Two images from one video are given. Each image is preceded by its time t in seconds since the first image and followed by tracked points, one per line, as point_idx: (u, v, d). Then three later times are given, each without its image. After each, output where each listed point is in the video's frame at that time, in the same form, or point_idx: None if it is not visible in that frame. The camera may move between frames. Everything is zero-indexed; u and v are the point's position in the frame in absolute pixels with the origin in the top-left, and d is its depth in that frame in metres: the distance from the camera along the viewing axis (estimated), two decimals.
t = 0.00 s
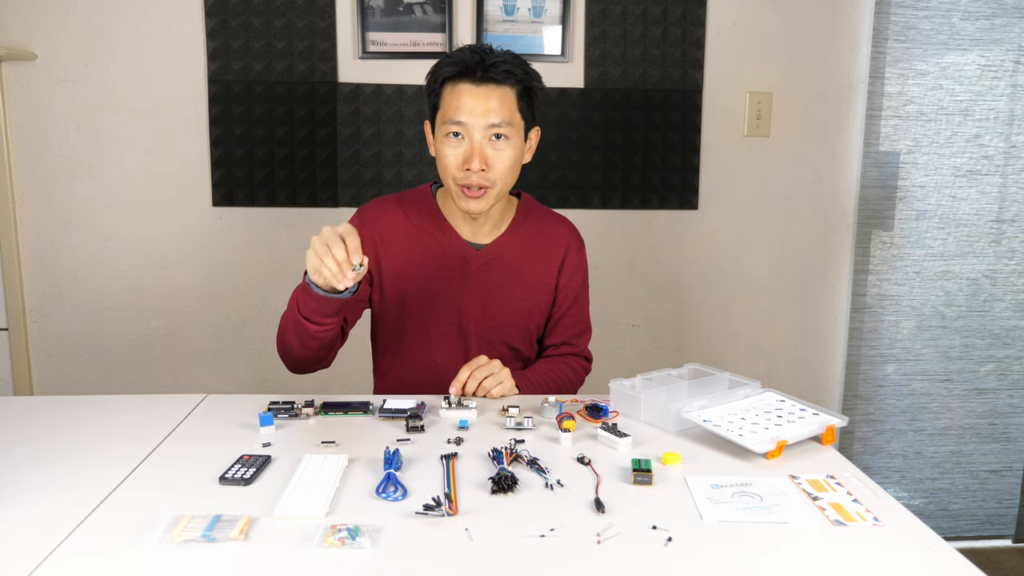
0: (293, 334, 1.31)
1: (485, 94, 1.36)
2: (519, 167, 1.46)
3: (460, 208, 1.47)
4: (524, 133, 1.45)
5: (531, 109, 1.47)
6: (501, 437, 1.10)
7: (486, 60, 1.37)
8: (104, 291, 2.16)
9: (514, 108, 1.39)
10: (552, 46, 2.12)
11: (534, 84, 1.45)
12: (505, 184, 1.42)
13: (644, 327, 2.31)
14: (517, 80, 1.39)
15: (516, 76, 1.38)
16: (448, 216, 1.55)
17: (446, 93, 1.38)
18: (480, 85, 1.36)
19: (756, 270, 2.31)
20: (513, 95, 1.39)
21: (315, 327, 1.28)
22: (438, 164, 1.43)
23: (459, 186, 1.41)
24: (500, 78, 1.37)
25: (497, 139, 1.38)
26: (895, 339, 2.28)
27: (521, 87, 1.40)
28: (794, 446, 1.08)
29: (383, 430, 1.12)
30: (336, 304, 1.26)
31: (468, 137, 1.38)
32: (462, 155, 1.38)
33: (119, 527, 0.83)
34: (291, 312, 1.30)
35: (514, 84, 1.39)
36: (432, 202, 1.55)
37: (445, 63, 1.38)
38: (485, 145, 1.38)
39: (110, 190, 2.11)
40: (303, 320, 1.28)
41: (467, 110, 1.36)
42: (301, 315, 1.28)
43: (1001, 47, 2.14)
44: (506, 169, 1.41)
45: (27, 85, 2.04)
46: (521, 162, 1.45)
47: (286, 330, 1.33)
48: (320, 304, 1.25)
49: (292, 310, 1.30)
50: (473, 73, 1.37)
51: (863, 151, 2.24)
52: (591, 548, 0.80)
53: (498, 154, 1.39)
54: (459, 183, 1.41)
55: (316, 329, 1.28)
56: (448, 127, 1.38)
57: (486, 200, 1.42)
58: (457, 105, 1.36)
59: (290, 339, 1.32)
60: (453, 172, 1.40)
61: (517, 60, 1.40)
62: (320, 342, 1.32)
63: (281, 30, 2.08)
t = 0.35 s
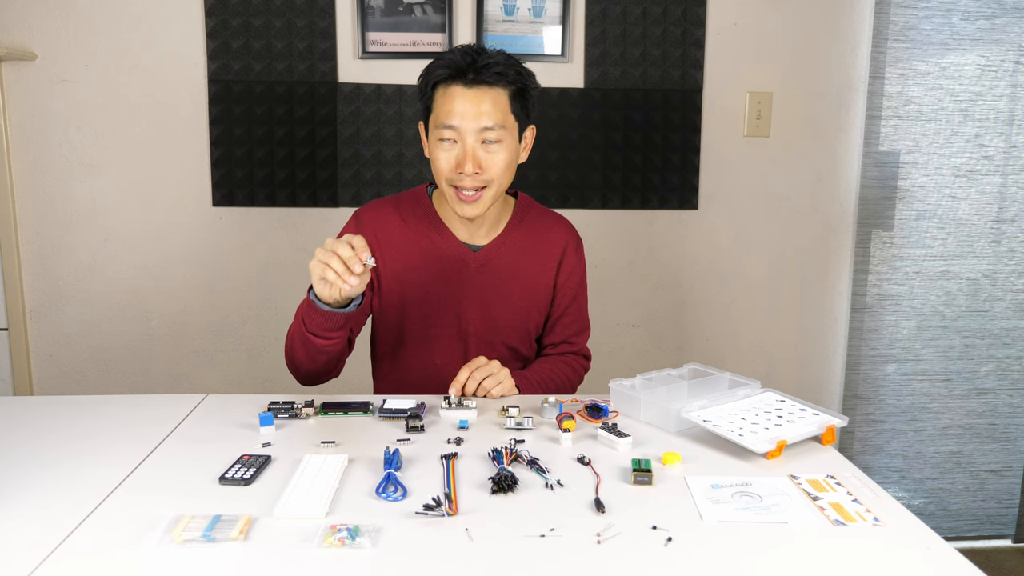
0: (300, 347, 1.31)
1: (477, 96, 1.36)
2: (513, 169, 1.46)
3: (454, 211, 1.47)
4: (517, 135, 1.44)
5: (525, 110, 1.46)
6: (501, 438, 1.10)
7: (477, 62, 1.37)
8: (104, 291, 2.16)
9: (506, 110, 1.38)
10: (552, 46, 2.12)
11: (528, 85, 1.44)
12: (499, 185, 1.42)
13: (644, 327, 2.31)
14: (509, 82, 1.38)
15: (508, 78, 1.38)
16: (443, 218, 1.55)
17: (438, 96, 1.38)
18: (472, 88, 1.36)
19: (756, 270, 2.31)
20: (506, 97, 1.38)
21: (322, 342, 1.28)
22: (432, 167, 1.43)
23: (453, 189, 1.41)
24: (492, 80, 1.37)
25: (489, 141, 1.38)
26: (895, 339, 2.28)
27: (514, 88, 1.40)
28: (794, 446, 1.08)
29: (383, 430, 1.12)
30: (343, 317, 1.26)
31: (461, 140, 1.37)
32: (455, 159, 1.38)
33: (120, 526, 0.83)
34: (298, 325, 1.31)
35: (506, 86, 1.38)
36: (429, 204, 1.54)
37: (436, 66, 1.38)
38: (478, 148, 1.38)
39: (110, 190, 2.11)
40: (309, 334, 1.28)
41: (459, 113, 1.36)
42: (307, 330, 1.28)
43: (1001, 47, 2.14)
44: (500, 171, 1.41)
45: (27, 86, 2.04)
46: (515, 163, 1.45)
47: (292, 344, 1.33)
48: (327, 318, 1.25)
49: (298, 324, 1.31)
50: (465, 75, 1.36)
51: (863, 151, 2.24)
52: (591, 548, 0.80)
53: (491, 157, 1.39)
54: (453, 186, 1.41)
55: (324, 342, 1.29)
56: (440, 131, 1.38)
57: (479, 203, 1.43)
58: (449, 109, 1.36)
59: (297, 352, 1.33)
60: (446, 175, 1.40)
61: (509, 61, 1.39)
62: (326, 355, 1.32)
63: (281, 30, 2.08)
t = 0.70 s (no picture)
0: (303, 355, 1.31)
1: (472, 98, 1.35)
2: (504, 173, 1.45)
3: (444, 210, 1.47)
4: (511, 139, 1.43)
5: (523, 113, 1.45)
6: (501, 437, 1.10)
7: (476, 64, 1.36)
8: (104, 290, 2.16)
9: (501, 114, 1.37)
10: (552, 46, 2.12)
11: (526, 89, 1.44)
12: (487, 189, 1.41)
13: (644, 327, 2.31)
14: (506, 85, 1.37)
15: (505, 81, 1.37)
16: (437, 216, 1.54)
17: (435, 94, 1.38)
18: (468, 89, 1.35)
19: (756, 270, 2.31)
20: (501, 101, 1.38)
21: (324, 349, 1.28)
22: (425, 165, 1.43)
23: (442, 189, 1.41)
24: (489, 83, 1.36)
25: (479, 144, 1.37)
26: (895, 339, 2.28)
27: (511, 92, 1.39)
28: (794, 446, 1.08)
29: (383, 430, 1.12)
30: (342, 327, 1.27)
31: (451, 141, 1.37)
32: (445, 158, 1.38)
33: (120, 526, 0.83)
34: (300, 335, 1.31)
35: (502, 89, 1.37)
36: (426, 205, 1.54)
37: (437, 63, 1.38)
38: (467, 150, 1.37)
39: (110, 190, 2.11)
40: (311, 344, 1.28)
41: (452, 113, 1.35)
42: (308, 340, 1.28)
43: (1001, 47, 2.14)
44: (488, 174, 1.40)
45: (27, 86, 2.04)
46: (507, 167, 1.44)
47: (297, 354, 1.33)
48: (326, 328, 1.26)
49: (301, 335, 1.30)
50: (462, 76, 1.36)
51: (863, 151, 2.24)
52: (591, 547, 0.80)
53: (479, 160, 1.38)
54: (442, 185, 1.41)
55: (326, 351, 1.29)
56: (432, 130, 1.38)
57: (466, 204, 1.42)
58: (443, 108, 1.36)
59: (301, 361, 1.33)
60: (436, 174, 1.40)
61: (509, 64, 1.39)
62: (330, 361, 1.32)
63: (281, 30, 2.08)
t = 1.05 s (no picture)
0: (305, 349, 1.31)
1: (480, 90, 1.37)
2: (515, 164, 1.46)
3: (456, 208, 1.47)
4: (518, 130, 1.45)
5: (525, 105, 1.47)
6: (501, 437, 1.10)
7: (479, 58, 1.38)
8: (104, 290, 2.16)
9: (508, 104, 1.39)
10: (552, 46, 2.12)
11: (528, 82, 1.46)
12: (503, 180, 1.43)
13: (644, 327, 2.31)
14: (511, 76, 1.39)
15: (510, 72, 1.39)
16: (442, 218, 1.55)
17: (440, 92, 1.39)
18: (474, 82, 1.37)
19: (756, 270, 2.31)
20: (507, 91, 1.39)
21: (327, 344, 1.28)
22: (434, 164, 1.43)
23: (456, 185, 1.41)
24: (494, 75, 1.37)
25: (493, 135, 1.39)
26: (895, 338, 2.28)
27: (515, 83, 1.41)
28: (794, 446, 1.08)
29: (383, 430, 1.12)
30: (346, 320, 1.26)
31: (464, 134, 1.38)
32: (459, 153, 1.39)
33: (120, 526, 0.83)
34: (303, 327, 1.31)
35: (507, 80, 1.39)
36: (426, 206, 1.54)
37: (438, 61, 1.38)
38: (482, 141, 1.38)
39: (110, 190, 2.10)
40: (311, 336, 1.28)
41: (462, 107, 1.36)
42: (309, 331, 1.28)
43: (1001, 47, 2.14)
44: (503, 166, 1.41)
45: (28, 86, 2.04)
46: (517, 158, 1.46)
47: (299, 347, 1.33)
48: (329, 322, 1.25)
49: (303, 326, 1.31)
50: (467, 70, 1.37)
51: (863, 151, 2.24)
52: (591, 547, 0.80)
53: (494, 151, 1.39)
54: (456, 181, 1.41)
55: (329, 347, 1.29)
56: (443, 126, 1.38)
57: (483, 198, 1.42)
58: (452, 103, 1.37)
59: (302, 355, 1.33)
60: (450, 171, 1.40)
61: (510, 57, 1.40)
62: (331, 357, 1.31)
63: (281, 30, 2.08)
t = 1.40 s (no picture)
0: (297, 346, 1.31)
1: (476, 94, 1.36)
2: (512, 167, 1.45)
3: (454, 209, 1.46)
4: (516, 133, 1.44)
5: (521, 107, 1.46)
6: (501, 437, 1.10)
7: (473, 61, 1.37)
8: (104, 291, 2.16)
9: (505, 107, 1.38)
10: (552, 46, 2.12)
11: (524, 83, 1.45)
12: (499, 184, 1.42)
13: (644, 327, 2.31)
14: (506, 78, 1.39)
15: (505, 74, 1.38)
16: (441, 219, 1.54)
17: (436, 96, 1.38)
18: (469, 85, 1.36)
19: (756, 270, 2.31)
20: (503, 94, 1.38)
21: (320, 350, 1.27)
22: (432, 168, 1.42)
23: (454, 189, 1.40)
24: (489, 77, 1.37)
25: (489, 138, 1.38)
26: (895, 338, 2.28)
27: (510, 85, 1.40)
28: (794, 446, 1.08)
29: (383, 430, 1.12)
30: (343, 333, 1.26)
31: (461, 138, 1.37)
32: (455, 156, 1.38)
33: (121, 526, 0.83)
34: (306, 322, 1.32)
35: (502, 83, 1.38)
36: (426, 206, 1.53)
37: (433, 65, 1.38)
38: (478, 144, 1.37)
39: (110, 190, 2.11)
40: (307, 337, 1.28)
41: (458, 110, 1.35)
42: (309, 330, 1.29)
43: (1001, 47, 2.14)
44: (500, 169, 1.40)
45: (28, 86, 2.04)
46: (515, 161, 1.45)
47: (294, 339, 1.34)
48: (326, 334, 1.25)
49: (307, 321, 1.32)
50: (461, 73, 1.36)
51: (863, 151, 2.24)
52: (591, 547, 0.80)
53: (491, 154, 1.38)
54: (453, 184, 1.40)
55: (325, 355, 1.29)
56: (439, 130, 1.38)
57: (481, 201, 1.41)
58: (448, 107, 1.36)
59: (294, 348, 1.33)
60: (447, 174, 1.39)
61: (505, 58, 1.40)
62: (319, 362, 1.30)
63: (281, 30, 2.08)
